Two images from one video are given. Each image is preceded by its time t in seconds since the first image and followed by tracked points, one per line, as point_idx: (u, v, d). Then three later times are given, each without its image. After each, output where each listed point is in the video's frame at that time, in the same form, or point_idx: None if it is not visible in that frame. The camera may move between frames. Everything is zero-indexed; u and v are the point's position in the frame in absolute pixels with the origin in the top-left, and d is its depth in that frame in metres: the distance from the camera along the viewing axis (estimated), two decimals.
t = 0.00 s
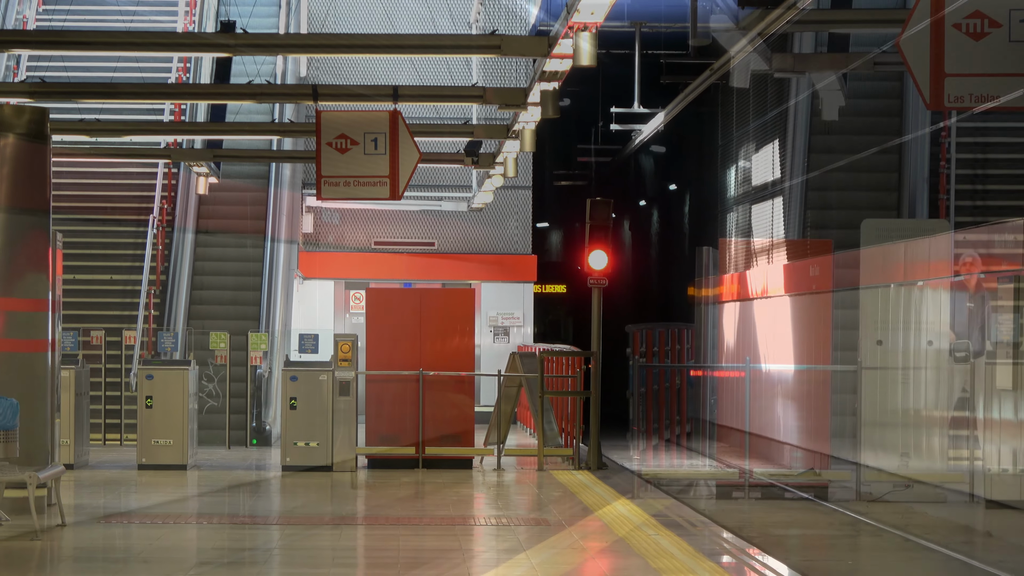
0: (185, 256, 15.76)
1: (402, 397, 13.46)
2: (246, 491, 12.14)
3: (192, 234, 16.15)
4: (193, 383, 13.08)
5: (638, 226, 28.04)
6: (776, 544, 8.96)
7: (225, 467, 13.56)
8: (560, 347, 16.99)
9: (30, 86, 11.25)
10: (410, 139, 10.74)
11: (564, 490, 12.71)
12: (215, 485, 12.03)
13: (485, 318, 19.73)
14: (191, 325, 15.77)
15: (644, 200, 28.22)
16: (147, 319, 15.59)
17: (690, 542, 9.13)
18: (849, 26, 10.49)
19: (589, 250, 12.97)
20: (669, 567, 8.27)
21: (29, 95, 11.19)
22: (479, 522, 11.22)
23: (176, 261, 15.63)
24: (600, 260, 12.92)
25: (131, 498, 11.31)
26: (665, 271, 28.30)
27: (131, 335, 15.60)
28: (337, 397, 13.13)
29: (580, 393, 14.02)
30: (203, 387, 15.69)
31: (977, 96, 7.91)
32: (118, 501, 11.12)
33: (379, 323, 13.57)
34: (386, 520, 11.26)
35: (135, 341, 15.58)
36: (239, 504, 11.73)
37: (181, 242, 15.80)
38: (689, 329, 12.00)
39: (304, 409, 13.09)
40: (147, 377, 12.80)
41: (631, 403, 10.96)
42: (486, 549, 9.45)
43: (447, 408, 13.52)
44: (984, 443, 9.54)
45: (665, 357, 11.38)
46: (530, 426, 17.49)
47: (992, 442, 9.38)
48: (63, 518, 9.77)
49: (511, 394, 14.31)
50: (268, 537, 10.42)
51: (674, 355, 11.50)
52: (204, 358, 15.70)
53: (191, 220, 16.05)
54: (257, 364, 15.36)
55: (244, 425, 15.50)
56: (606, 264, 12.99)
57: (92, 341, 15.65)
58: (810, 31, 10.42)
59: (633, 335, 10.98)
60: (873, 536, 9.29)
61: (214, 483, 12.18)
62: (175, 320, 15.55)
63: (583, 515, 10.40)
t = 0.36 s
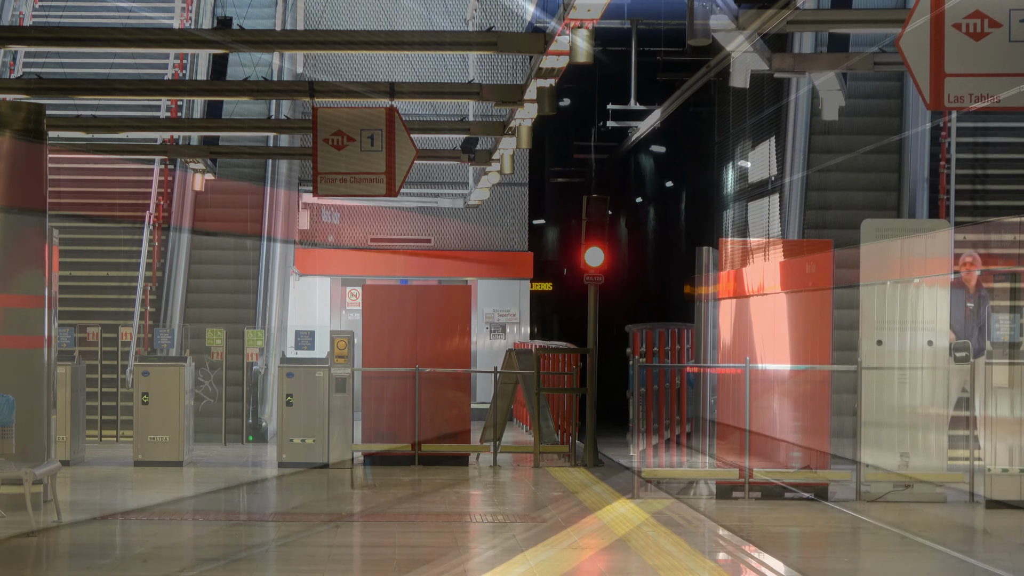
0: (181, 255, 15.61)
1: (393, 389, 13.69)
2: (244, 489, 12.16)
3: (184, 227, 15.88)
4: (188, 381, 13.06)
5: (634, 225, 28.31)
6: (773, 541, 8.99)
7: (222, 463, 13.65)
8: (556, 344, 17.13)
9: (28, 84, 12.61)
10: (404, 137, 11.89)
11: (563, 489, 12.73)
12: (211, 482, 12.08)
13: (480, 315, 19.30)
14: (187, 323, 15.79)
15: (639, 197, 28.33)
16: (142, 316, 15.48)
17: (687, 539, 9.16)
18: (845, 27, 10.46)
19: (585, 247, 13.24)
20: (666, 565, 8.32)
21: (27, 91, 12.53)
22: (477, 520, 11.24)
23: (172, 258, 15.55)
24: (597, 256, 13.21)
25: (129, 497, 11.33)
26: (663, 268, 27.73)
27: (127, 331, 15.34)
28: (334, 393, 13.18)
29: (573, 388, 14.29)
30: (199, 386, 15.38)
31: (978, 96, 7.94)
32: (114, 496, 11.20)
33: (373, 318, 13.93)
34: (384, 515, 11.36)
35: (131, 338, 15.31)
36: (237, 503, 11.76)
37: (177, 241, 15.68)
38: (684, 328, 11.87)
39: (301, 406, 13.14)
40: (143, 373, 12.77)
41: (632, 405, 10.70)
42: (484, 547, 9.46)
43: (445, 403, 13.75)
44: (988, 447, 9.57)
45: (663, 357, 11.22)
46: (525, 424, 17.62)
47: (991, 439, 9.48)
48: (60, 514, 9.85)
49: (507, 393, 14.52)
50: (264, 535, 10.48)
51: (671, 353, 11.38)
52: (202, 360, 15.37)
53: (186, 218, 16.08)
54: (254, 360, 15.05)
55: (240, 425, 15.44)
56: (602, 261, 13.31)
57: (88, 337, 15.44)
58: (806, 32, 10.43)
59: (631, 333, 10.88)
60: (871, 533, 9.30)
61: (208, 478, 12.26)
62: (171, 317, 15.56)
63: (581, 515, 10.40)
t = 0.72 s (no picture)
0: (180, 254, 15.86)
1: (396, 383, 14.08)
2: (243, 490, 12.19)
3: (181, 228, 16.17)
4: (187, 380, 13.03)
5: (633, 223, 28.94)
6: (772, 542, 9.01)
7: (219, 462, 13.64)
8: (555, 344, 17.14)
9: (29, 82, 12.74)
10: (405, 137, 12.35)
11: (561, 490, 12.75)
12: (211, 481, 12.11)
13: (480, 314, 17.96)
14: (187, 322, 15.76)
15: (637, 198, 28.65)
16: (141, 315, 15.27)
17: (687, 539, 9.18)
18: (840, 28, 10.66)
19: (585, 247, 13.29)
20: (666, 565, 8.34)
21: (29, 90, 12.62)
22: (475, 521, 11.26)
23: (172, 257, 15.69)
24: (596, 256, 13.26)
25: (129, 496, 11.36)
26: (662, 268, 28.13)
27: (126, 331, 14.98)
28: (334, 392, 12.96)
29: (573, 388, 14.33)
30: (198, 385, 14.97)
31: (975, 96, 8.02)
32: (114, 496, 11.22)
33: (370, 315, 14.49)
34: (386, 516, 11.37)
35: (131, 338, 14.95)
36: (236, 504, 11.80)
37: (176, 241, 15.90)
38: (682, 330, 11.80)
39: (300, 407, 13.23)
40: (143, 372, 12.74)
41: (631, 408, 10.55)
42: (482, 547, 9.49)
43: (446, 401, 14.11)
44: (984, 446, 9.77)
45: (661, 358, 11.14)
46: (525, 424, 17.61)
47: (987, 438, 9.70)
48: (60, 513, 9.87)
49: (507, 392, 14.67)
50: (263, 535, 10.53)
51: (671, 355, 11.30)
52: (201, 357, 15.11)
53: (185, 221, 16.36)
54: (254, 360, 15.02)
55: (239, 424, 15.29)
56: (601, 261, 13.38)
57: (87, 337, 15.28)
58: (800, 32, 10.57)
59: (629, 335, 10.57)
60: (869, 532, 9.31)
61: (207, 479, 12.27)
62: (171, 314, 15.45)
63: (579, 516, 10.42)
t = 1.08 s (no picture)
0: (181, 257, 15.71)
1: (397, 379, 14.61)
2: (241, 491, 12.21)
3: (182, 227, 15.11)
4: (188, 381, 13.08)
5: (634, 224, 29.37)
6: (768, 542, 9.01)
7: (218, 462, 13.71)
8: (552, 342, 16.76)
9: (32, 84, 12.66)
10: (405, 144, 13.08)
11: (557, 491, 12.77)
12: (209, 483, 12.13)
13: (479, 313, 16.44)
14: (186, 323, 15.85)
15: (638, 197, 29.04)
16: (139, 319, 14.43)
17: (683, 539, 9.20)
18: (836, 27, 10.62)
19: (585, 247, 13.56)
20: (663, 564, 8.35)
21: (31, 92, 12.58)
22: (471, 522, 11.27)
23: (172, 259, 15.67)
24: (596, 256, 13.53)
25: (128, 497, 11.38)
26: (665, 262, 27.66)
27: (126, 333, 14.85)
28: (335, 392, 12.16)
29: (572, 388, 14.32)
30: (198, 385, 15.04)
31: (969, 96, 8.05)
32: (113, 496, 11.25)
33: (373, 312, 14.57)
34: (383, 516, 11.41)
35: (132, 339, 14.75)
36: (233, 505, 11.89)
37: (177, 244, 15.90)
38: (677, 329, 11.78)
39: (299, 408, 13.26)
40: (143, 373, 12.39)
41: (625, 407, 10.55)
42: (477, 547, 9.49)
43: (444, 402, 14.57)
44: (977, 444, 9.79)
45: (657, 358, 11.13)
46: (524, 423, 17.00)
47: (984, 438, 9.74)
48: (61, 513, 9.90)
49: (507, 392, 14.73)
50: (261, 536, 10.55)
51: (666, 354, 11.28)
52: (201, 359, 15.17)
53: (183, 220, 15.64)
54: (255, 362, 15.29)
55: (240, 424, 15.40)
56: (601, 262, 13.46)
57: (88, 337, 15.05)
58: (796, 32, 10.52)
59: (624, 335, 10.39)
60: (864, 531, 9.30)
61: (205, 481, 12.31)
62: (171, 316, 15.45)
63: (575, 515, 10.43)
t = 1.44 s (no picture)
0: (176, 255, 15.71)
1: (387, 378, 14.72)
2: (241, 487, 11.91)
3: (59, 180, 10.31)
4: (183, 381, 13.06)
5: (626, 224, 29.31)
6: (762, 541, 9.03)
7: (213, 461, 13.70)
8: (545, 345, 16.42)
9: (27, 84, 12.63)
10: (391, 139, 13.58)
11: (551, 490, 12.77)
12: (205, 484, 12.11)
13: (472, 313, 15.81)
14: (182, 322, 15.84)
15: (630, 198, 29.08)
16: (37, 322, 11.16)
17: (676, 538, 9.22)
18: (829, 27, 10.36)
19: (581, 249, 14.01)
20: (657, 564, 8.37)
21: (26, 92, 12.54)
22: (464, 521, 11.27)
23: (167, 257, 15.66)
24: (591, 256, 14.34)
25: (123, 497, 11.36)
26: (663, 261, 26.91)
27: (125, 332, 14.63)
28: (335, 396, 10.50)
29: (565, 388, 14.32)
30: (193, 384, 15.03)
31: (963, 96, 8.14)
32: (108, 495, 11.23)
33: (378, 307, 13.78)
34: (377, 516, 11.42)
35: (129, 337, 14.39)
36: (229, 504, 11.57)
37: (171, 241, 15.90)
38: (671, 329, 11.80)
39: (285, 410, 12.41)
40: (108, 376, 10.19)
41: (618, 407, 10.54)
42: (470, 546, 9.48)
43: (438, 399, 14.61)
44: (971, 444, 9.81)
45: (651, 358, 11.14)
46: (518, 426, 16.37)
47: (977, 438, 9.81)
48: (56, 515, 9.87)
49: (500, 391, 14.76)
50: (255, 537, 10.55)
51: (660, 353, 11.29)
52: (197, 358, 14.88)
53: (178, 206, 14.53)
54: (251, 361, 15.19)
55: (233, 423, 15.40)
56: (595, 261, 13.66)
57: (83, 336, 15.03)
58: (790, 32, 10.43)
59: (617, 334, 10.41)
60: (858, 530, 9.31)
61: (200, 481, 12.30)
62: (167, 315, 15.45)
63: (568, 514, 10.43)
